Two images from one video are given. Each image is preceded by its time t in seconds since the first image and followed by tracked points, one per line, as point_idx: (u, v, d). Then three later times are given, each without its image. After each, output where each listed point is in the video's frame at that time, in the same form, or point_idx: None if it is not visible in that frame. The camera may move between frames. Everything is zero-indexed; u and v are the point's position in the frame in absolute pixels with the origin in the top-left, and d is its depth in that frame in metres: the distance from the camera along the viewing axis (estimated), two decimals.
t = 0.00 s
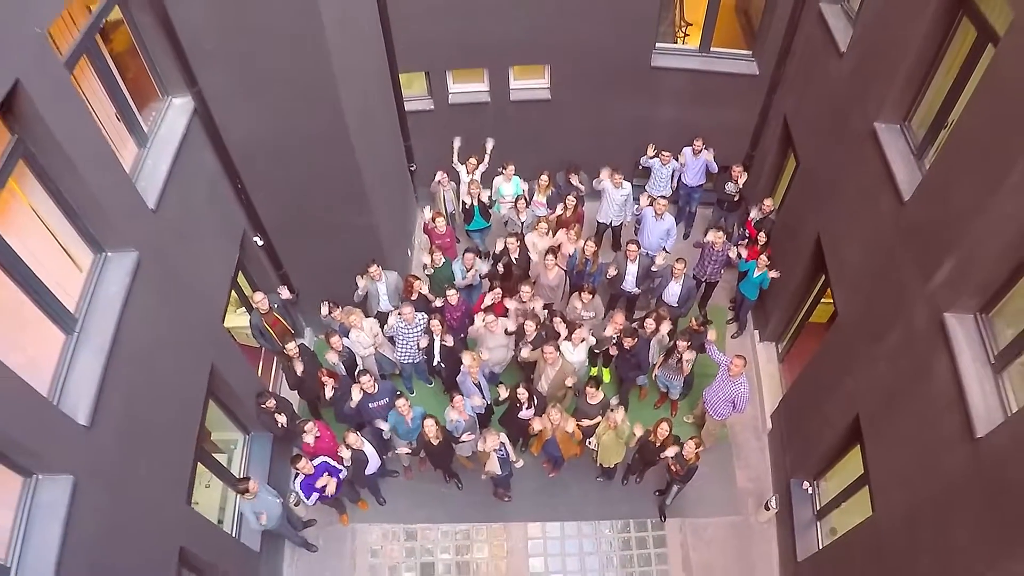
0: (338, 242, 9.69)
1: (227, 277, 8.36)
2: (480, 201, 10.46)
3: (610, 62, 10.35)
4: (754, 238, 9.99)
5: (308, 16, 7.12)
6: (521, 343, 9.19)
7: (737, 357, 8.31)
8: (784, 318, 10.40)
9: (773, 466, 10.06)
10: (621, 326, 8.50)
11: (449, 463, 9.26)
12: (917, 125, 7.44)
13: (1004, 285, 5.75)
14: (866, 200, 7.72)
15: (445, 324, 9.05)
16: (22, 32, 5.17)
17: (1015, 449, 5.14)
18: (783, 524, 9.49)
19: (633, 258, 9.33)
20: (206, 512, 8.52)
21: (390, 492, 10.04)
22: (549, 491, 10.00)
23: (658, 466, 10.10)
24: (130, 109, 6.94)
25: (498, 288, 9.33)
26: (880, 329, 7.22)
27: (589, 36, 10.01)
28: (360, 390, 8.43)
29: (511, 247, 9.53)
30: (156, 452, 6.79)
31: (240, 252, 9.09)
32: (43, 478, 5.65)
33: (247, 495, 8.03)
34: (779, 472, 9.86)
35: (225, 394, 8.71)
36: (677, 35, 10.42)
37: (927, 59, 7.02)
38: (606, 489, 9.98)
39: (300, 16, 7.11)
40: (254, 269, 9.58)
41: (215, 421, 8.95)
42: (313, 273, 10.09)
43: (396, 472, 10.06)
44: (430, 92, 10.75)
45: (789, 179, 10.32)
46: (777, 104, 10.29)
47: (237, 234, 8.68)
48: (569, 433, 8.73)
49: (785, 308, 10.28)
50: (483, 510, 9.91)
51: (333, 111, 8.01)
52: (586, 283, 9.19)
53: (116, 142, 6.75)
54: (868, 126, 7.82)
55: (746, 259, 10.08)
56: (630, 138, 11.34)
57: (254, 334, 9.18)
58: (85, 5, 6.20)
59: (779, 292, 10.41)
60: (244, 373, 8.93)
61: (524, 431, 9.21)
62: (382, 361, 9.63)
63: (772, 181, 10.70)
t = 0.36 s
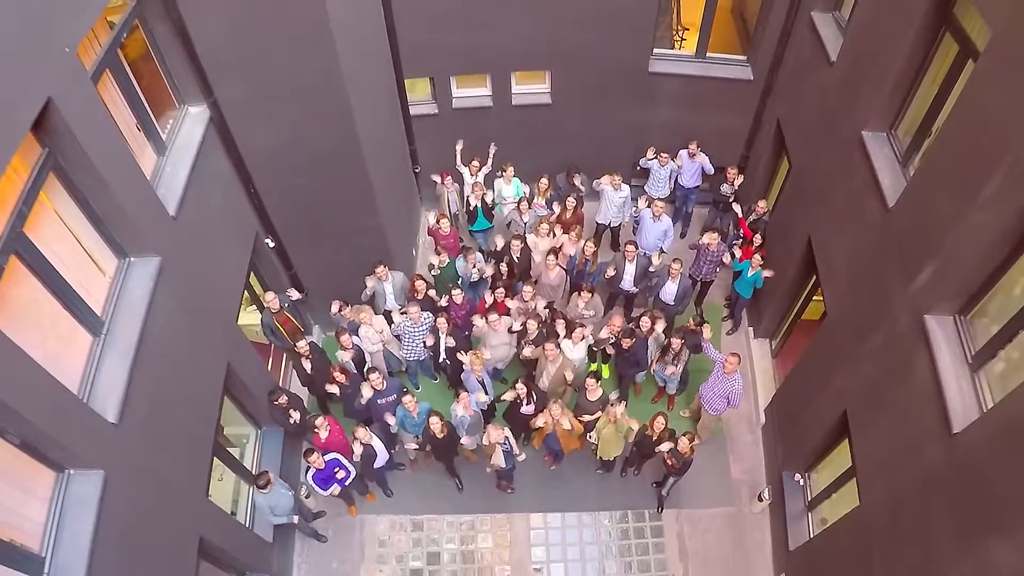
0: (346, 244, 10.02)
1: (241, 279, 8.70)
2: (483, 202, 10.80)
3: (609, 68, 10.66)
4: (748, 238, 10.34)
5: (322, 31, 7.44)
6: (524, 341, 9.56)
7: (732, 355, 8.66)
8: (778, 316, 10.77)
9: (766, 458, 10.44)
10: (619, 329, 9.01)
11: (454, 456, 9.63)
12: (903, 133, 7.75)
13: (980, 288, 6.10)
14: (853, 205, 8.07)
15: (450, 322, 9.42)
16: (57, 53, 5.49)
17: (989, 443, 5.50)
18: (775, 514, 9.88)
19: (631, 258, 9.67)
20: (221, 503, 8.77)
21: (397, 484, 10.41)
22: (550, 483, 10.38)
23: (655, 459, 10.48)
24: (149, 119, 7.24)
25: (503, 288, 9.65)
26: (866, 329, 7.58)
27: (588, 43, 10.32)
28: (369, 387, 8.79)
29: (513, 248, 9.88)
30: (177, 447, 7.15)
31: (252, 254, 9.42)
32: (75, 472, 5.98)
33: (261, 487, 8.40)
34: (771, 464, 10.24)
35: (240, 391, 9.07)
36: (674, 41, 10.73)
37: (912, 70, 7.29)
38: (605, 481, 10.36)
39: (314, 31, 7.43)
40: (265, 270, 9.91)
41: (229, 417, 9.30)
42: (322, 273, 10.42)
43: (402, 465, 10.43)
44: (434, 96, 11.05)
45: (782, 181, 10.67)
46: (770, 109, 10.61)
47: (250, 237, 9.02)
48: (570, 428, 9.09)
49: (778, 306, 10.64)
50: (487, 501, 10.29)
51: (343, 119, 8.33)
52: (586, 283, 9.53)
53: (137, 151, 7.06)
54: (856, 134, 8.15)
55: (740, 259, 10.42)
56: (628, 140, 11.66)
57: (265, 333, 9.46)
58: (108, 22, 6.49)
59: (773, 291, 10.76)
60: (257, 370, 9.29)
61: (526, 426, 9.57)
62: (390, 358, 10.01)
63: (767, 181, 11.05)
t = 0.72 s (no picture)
0: (351, 243, 10.33)
1: (251, 277, 9.01)
2: (484, 201, 11.13)
3: (606, 70, 10.95)
4: (741, 236, 10.60)
5: (330, 40, 7.73)
6: (523, 336, 9.92)
7: (726, 350, 8.98)
8: (770, 311, 11.11)
9: (759, 449, 10.80)
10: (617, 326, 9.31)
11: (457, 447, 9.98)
12: (888, 137, 8.07)
13: (958, 288, 6.44)
14: (841, 205, 8.40)
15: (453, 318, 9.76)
16: (83, 67, 5.78)
17: (964, 435, 5.85)
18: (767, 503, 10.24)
19: (628, 255, 10.00)
20: (232, 493, 9.03)
21: (402, 475, 10.76)
22: (550, 473, 10.73)
23: (651, 450, 10.83)
24: (164, 125, 7.52)
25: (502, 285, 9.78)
26: (852, 325, 7.92)
27: (586, 46, 10.61)
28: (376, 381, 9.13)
29: (512, 246, 10.23)
30: (193, 440, 7.47)
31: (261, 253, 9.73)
32: (99, 464, 6.30)
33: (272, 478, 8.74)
34: (763, 455, 10.60)
35: (252, 386, 9.40)
36: (670, 44, 11.02)
37: (897, 78, 7.59)
38: (602, 471, 10.71)
39: (323, 40, 7.71)
40: (274, 269, 10.22)
41: (240, 411, 9.62)
42: (328, 270, 10.73)
43: (406, 456, 10.78)
44: (437, 98, 11.34)
45: (774, 180, 11.00)
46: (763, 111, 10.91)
47: (260, 236, 9.32)
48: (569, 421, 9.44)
49: (770, 302, 10.98)
50: (488, 491, 10.64)
51: (349, 123, 8.62)
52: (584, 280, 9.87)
53: (154, 157, 7.36)
54: (844, 137, 8.46)
55: (734, 256, 10.74)
56: (625, 140, 11.96)
57: (274, 328, 9.77)
58: (125, 34, 6.76)
59: (765, 287, 11.10)
60: (267, 365, 9.61)
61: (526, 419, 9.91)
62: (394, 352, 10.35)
63: (761, 179, 11.37)
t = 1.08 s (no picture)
0: (355, 239, 10.61)
1: (259, 273, 9.30)
2: (485, 198, 11.42)
3: (604, 70, 11.21)
4: (735, 232, 10.93)
5: (336, 45, 7.98)
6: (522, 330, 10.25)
7: (719, 345, 9.29)
8: (762, 306, 11.43)
9: (751, 439, 11.12)
10: (614, 319, 9.61)
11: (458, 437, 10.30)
12: (875, 138, 8.35)
13: (938, 285, 6.74)
14: (829, 203, 8.69)
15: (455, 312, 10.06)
16: (103, 75, 6.05)
17: (942, 426, 6.16)
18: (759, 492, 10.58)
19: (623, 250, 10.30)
20: (241, 482, 9.34)
21: (405, 465, 11.09)
22: (548, 463, 11.06)
23: (647, 440, 11.17)
24: (176, 127, 7.79)
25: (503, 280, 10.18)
26: (839, 320, 8.24)
27: (584, 47, 10.86)
28: (380, 373, 9.45)
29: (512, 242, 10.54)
30: (205, 431, 7.76)
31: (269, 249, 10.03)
32: (118, 454, 6.59)
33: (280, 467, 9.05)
34: (756, 445, 10.93)
35: (261, 378, 9.71)
36: (666, 45, 11.29)
37: (882, 82, 7.87)
38: (600, 461, 11.04)
39: (328, 44, 7.97)
40: (280, 264, 10.51)
41: (248, 402, 9.94)
42: (332, 266, 11.02)
43: (409, 447, 11.10)
44: (438, 97, 11.60)
45: (767, 177, 11.29)
46: (756, 110, 11.18)
47: (267, 233, 9.60)
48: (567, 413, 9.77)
49: (763, 297, 11.29)
50: (489, 480, 10.97)
51: (354, 123, 8.89)
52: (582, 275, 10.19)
53: (167, 158, 7.63)
54: (833, 138, 8.74)
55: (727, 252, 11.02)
56: (622, 138, 12.23)
57: (281, 323, 10.08)
58: (139, 40, 7.01)
59: (758, 282, 11.40)
60: (274, 358, 9.92)
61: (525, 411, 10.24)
62: (397, 346, 10.66)
63: (754, 176, 11.66)
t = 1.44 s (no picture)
0: (356, 234, 10.85)
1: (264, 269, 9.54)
2: (483, 193, 11.66)
3: (600, 69, 11.41)
4: (727, 227, 11.28)
5: (338, 48, 8.18)
6: (519, 324, 10.49)
7: (712, 339, 9.56)
8: (755, 300, 11.70)
9: (743, 430, 11.42)
10: (609, 313, 9.88)
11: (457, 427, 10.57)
12: (862, 138, 8.59)
13: (920, 283, 7.00)
14: (817, 202, 8.94)
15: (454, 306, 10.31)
16: (114, 82, 6.27)
17: (921, 419, 6.43)
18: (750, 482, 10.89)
19: (618, 245, 10.54)
20: (246, 471, 9.61)
21: (405, 455, 11.38)
22: (545, 453, 11.35)
23: (642, 430, 11.47)
24: (183, 128, 8.01)
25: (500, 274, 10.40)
26: (826, 315, 8.51)
27: (581, 46, 11.06)
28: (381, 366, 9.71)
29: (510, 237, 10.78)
30: (213, 423, 8.03)
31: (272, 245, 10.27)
32: (130, 446, 6.85)
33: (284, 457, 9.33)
34: (747, 435, 11.23)
35: (265, 371, 9.98)
36: (660, 44, 11.49)
37: (869, 84, 8.10)
38: (595, 450, 11.34)
39: (331, 48, 8.19)
40: (284, 260, 10.75)
41: (254, 394, 10.21)
42: (334, 260, 11.27)
43: (410, 437, 11.38)
44: (437, 95, 11.81)
45: (760, 174, 11.52)
46: (749, 108, 11.40)
47: (271, 229, 9.84)
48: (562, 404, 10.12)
49: (755, 291, 11.57)
50: (487, 469, 11.27)
51: (355, 123, 9.11)
52: (578, 270, 10.43)
53: (176, 158, 7.87)
54: (822, 138, 8.98)
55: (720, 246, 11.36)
56: (618, 135, 12.46)
57: (285, 316, 10.35)
58: (148, 45, 7.22)
59: (750, 276, 11.66)
60: (278, 351, 10.18)
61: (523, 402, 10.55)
62: (397, 340, 10.91)
63: (747, 172, 11.89)
